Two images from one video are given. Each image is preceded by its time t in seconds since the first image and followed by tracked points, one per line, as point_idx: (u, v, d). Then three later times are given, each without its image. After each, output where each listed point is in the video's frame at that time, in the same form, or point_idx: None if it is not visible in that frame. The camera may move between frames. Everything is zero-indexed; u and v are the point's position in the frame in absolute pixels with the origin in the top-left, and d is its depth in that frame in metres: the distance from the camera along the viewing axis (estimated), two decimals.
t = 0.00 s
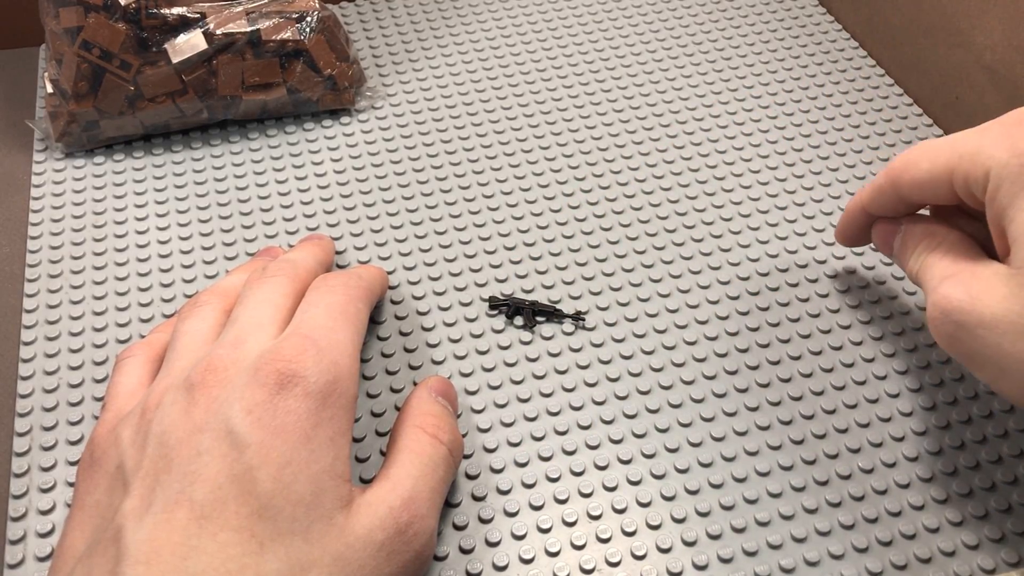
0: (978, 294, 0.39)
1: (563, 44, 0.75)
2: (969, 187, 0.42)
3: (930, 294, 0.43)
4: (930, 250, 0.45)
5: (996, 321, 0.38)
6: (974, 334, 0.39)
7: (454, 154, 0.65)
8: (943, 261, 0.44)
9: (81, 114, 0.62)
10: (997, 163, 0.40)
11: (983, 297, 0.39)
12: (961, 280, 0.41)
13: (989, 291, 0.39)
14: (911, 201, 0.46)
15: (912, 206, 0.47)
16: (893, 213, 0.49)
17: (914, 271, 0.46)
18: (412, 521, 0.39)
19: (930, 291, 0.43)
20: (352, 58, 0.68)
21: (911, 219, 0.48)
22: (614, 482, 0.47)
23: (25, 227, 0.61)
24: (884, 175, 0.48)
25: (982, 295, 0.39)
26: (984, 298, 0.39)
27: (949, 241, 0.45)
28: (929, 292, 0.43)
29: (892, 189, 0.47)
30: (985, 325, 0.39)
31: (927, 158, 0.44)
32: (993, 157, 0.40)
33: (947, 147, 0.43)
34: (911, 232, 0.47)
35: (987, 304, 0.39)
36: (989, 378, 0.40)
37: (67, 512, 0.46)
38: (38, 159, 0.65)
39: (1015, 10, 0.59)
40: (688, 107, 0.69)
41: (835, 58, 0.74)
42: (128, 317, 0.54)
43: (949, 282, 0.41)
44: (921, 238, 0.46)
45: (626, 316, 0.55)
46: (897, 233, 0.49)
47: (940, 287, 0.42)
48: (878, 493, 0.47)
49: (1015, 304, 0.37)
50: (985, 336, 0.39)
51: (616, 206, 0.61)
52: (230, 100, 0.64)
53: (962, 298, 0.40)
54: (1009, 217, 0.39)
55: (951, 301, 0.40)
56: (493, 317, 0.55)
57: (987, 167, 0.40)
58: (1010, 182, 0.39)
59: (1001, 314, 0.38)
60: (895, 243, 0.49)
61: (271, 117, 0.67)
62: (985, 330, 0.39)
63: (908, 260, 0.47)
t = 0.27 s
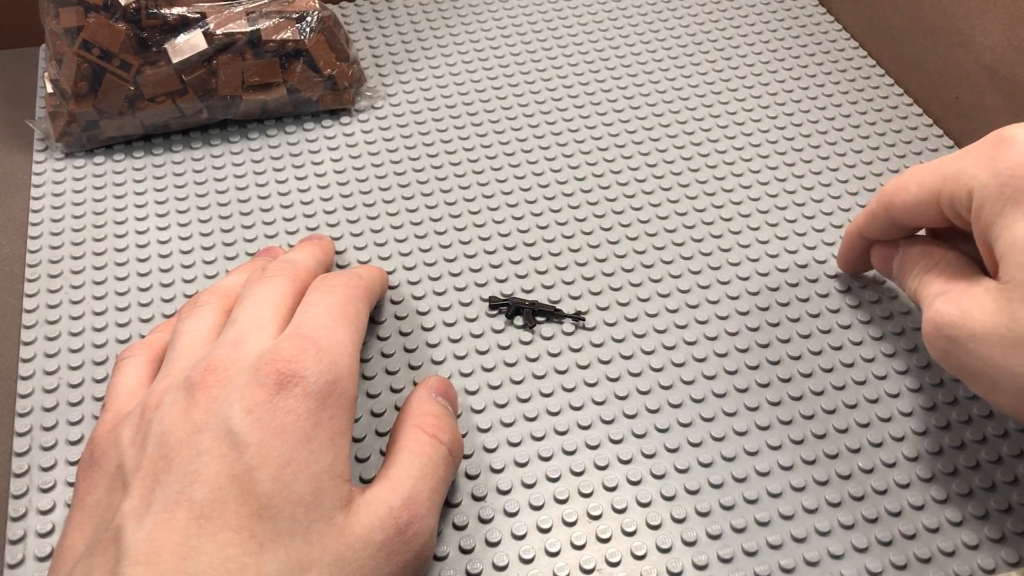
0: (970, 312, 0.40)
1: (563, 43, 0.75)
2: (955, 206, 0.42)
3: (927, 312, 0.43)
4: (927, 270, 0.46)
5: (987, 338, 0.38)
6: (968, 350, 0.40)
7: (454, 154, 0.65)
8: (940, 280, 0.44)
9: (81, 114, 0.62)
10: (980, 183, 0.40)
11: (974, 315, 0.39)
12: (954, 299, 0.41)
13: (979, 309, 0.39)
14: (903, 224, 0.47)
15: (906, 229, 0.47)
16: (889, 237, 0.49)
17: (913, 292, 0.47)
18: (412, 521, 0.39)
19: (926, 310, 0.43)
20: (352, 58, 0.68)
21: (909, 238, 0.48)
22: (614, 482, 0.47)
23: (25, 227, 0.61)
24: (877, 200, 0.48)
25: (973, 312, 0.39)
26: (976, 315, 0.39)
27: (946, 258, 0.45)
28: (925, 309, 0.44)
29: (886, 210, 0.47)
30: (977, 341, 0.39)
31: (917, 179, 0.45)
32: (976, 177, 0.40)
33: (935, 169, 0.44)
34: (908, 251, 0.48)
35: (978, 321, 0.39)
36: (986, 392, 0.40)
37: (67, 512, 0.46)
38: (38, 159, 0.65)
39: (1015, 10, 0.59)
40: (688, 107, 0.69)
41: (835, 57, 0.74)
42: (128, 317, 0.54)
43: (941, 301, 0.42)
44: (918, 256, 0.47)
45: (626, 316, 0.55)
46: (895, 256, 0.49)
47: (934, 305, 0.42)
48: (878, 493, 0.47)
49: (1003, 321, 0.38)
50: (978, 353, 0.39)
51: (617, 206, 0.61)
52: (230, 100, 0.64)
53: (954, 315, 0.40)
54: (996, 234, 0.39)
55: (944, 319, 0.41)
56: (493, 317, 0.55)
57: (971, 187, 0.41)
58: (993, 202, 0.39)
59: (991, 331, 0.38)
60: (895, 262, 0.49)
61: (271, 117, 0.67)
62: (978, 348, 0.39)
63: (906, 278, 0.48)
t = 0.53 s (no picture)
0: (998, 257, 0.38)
1: (563, 43, 0.75)
2: (988, 147, 0.40)
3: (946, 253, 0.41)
4: (951, 205, 0.43)
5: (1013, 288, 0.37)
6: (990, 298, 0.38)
7: (454, 154, 0.65)
8: (963, 219, 0.42)
9: (81, 114, 0.62)
10: None
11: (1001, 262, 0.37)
12: (981, 242, 0.39)
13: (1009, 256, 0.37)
14: (928, 151, 0.44)
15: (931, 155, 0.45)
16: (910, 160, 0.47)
17: (929, 226, 0.45)
18: (412, 521, 0.39)
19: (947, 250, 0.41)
20: (352, 58, 0.68)
21: (931, 171, 0.46)
22: (614, 482, 0.47)
23: (25, 226, 0.61)
24: (902, 120, 0.45)
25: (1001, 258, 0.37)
26: (1003, 262, 0.37)
27: (972, 199, 0.43)
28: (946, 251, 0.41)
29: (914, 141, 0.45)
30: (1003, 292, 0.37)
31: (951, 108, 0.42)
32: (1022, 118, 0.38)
33: (971, 101, 0.41)
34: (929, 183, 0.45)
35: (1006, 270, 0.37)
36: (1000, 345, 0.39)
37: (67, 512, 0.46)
38: (38, 159, 0.65)
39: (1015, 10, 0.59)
40: (688, 107, 0.69)
41: (835, 58, 0.74)
42: (128, 317, 0.54)
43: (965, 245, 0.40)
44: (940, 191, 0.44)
45: (626, 316, 0.55)
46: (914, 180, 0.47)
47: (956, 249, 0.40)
48: (878, 493, 0.47)
49: None
50: (1000, 302, 0.37)
51: (617, 206, 0.61)
52: (230, 100, 0.64)
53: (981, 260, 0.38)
54: None
55: (967, 261, 0.39)
56: (493, 317, 0.55)
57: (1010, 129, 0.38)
58: None
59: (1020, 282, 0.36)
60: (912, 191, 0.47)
61: (271, 117, 0.67)
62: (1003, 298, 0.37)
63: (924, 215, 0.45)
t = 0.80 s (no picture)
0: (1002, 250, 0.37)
1: (563, 44, 0.75)
2: (999, 135, 0.40)
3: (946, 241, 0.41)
4: (955, 189, 0.43)
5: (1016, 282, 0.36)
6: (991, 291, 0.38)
7: (454, 155, 0.65)
8: (966, 207, 0.42)
9: (82, 114, 0.62)
10: None
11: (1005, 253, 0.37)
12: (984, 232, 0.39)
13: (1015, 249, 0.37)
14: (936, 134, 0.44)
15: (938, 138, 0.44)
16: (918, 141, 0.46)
17: (929, 210, 0.44)
18: (412, 521, 0.39)
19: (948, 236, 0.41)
20: (352, 58, 0.68)
21: (935, 153, 0.45)
22: (614, 482, 0.47)
23: (25, 227, 0.62)
24: (912, 102, 0.44)
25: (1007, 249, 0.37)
26: (1007, 254, 0.37)
27: (978, 188, 0.42)
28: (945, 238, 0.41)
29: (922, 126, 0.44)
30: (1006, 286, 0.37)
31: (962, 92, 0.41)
32: None
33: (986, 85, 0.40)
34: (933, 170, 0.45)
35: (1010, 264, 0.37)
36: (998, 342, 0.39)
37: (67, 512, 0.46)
38: (38, 159, 0.65)
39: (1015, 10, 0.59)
40: (688, 107, 0.69)
41: (835, 58, 0.74)
42: (128, 317, 0.54)
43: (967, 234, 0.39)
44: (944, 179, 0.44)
45: (626, 316, 0.55)
46: (918, 163, 0.46)
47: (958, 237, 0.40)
48: (878, 493, 0.47)
49: None
50: (1000, 292, 0.37)
51: (617, 206, 0.61)
52: (230, 100, 0.64)
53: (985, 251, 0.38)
54: None
55: (968, 253, 0.39)
56: (493, 317, 0.55)
57: None
58: None
59: None
60: (914, 171, 0.46)
61: (271, 117, 0.67)
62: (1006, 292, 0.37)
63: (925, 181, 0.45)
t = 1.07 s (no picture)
0: (966, 297, 0.40)
1: (563, 44, 0.75)
2: (959, 191, 0.43)
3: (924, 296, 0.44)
4: (929, 251, 0.46)
5: (985, 325, 0.39)
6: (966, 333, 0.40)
7: (454, 154, 0.65)
8: (942, 266, 0.44)
9: (82, 114, 0.62)
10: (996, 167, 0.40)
11: (971, 298, 0.40)
12: (952, 283, 0.42)
13: (979, 295, 0.40)
14: (910, 207, 0.47)
15: (913, 210, 0.48)
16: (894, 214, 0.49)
17: (913, 274, 0.47)
18: (412, 521, 0.39)
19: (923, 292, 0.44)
20: (352, 58, 0.68)
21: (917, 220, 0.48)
22: (614, 482, 0.47)
23: (25, 227, 0.62)
24: (884, 179, 0.48)
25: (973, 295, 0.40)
26: (972, 302, 0.40)
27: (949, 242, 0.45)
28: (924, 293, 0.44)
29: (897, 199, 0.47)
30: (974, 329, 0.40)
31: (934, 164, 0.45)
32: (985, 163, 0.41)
33: (942, 153, 0.44)
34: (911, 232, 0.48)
35: (977, 310, 0.39)
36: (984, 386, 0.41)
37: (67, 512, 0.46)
38: (38, 159, 0.65)
39: (1015, 10, 0.59)
40: (688, 107, 0.69)
41: (835, 57, 0.74)
42: (128, 317, 0.54)
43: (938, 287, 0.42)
44: (921, 240, 0.47)
45: (626, 316, 0.55)
46: (898, 233, 0.49)
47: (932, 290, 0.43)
48: (878, 493, 0.47)
49: (1002, 309, 0.38)
50: (979, 338, 0.39)
51: (617, 206, 0.61)
52: (230, 100, 0.64)
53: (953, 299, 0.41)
54: (997, 222, 0.40)
55: (940, 304, 0.41)
56: (493, 317, 0.55)
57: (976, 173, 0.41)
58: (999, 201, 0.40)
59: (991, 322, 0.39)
60: (896, 242, 0.49)
61: (271, 117, 0.67)
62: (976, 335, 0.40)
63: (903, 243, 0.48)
